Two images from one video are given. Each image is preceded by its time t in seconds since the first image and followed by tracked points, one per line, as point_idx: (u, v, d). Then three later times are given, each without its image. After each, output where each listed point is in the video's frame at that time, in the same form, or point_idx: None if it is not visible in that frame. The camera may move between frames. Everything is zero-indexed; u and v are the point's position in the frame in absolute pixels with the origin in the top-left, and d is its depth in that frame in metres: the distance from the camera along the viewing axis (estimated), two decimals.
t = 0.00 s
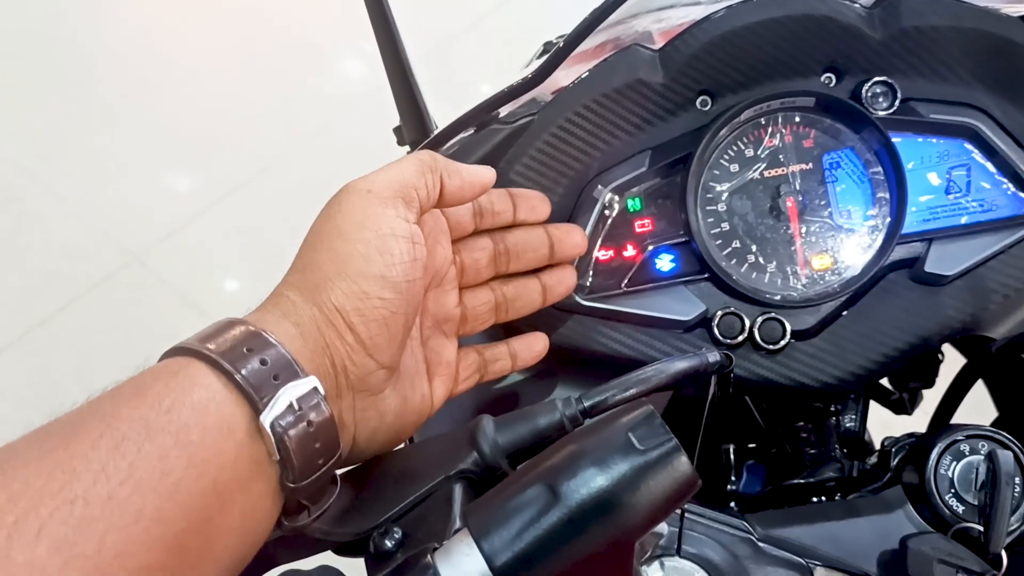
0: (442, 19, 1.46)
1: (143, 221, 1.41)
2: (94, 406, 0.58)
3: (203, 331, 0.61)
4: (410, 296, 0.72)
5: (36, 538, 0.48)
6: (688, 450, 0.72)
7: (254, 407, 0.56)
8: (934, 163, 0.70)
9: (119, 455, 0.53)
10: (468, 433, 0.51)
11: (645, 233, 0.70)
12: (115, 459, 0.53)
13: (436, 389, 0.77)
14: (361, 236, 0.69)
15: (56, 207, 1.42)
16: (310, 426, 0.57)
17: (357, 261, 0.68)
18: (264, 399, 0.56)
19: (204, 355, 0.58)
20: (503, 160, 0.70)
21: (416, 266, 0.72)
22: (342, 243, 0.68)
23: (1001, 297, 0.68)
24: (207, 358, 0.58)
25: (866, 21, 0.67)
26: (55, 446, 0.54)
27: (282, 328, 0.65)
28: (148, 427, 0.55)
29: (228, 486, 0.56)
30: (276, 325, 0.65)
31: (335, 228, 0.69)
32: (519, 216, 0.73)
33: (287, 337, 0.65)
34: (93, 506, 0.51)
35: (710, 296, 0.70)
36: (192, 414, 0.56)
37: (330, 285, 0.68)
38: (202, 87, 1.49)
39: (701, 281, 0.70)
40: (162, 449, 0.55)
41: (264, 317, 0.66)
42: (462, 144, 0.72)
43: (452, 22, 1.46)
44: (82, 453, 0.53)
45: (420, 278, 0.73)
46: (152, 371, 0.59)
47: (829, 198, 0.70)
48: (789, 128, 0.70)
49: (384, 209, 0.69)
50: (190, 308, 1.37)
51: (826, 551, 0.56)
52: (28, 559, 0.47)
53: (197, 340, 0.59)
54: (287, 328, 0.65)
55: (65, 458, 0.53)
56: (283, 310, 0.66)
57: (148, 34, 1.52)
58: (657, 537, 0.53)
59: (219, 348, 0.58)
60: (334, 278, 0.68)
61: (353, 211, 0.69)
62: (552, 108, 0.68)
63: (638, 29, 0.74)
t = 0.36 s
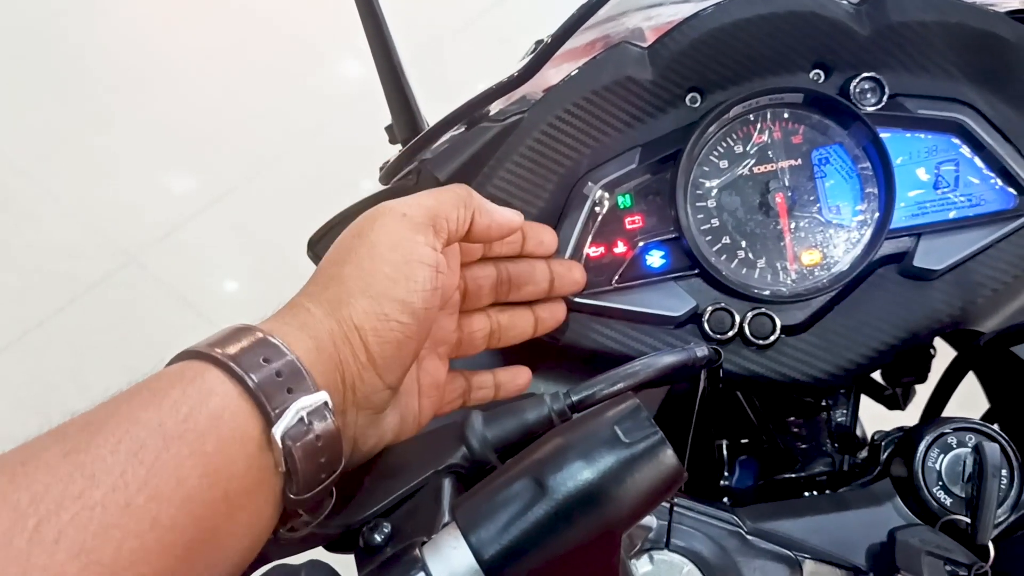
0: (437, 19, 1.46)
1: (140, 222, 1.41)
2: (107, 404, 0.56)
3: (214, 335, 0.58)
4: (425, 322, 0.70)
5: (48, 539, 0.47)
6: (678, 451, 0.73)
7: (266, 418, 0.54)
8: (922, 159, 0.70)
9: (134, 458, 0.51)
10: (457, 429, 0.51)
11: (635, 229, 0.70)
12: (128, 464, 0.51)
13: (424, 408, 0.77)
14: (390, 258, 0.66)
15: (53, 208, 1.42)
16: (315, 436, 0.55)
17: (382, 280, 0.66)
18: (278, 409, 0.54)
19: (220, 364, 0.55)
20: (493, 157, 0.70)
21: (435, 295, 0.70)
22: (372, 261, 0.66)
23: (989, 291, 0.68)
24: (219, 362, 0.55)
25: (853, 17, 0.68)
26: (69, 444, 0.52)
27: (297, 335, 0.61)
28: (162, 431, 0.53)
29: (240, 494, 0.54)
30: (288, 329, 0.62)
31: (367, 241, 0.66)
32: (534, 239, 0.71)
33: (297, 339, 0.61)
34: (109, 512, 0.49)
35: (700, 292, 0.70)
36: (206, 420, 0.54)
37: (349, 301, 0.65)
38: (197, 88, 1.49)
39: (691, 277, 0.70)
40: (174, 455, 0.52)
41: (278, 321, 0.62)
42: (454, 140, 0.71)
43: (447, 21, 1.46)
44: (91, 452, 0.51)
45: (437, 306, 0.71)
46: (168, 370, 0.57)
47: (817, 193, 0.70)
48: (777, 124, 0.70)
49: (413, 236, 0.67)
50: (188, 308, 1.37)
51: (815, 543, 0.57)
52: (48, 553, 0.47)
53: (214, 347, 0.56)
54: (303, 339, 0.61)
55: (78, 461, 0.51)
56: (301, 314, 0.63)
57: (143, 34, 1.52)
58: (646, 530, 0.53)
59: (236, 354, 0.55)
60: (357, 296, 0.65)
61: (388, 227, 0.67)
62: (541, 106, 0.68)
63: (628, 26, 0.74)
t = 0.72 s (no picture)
0: (434, 18, 1.47)
1: (140, 221, 1.43)
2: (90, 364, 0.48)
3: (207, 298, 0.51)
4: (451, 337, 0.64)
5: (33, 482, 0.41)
6: (668, 440, 0.74)
7: (278, 405, 0.48)
8: (907, 147, 0.71)
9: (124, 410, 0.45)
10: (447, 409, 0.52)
11: (625, 218, 0.71)
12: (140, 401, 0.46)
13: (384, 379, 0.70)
14: (441, 268, 0.58)
15: (54, 207, 1.43)
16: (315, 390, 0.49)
17: (423, 290, 0.57)
18: (289, 392, 0.48)
19: (218, 318, 0.49)
20: (484, 147, 0.71)
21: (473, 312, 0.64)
22: (417, 273, 0.57)
23: (974, 278, 0.70)
24: (227, 322, 0.48)
25: (839, 8, 0.69)
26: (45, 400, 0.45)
27: (328, 293, 0.54)
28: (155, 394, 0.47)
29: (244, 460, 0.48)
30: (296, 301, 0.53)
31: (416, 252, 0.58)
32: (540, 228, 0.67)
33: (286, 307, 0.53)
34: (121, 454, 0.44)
35: (689, 279, 0.72)
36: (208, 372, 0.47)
37: (385, 316, 0.55)
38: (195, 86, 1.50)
39: (680, 264, 0.71)
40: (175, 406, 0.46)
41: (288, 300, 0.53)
42: (444, 132, 0.72)
43: (445, 21, 1.46)
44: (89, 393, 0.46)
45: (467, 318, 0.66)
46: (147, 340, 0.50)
47: (804, 182, 0.71)
48: (765, 113, 0.71)
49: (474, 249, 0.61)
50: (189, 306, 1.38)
51: (801, 523, 0.58)
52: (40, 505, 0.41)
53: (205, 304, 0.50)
54: (324, 319, 0.52)
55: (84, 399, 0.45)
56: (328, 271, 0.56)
57: (140, 32, 1.53)
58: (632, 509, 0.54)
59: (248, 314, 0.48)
60: (391, 307, 0.56)
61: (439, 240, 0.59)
62: (532, 97, 0.70)
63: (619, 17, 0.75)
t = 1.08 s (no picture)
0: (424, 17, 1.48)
1: (134, 220, 1.44)
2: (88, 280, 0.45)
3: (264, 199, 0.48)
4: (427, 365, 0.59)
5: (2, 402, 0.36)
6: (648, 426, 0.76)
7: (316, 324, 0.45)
8: (877, 136, 0.73)
9: (114, 335, 0.40)
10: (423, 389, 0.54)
11: (603, 207, 0.73)
12: (128, 334, 0.40)
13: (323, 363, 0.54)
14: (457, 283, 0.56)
15: (47, 206, 1.44)
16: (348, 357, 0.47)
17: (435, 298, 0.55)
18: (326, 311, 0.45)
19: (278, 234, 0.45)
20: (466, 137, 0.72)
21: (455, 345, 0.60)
22: (437, 280, 0.55)
23: (943, 263, 0.72)
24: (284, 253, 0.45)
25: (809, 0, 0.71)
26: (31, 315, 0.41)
27: (372, 255, 0.52)
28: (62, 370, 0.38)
29: (261, 397, 0.44)
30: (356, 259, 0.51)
31: (453, 293, 0.56)
32: (551, 256, 0.66)
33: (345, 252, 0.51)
34: (111, 385, 0.38)
35: (666, 266, 0.73)
36: (240, 295, 0.44)
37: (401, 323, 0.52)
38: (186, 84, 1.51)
39: (657, 251, 0.73)
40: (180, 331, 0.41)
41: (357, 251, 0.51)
42: (426, 123, 0.73)
43: (435, 20, 1.48)
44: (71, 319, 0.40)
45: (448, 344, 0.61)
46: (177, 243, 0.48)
47: (777, 170, 0.73)
48: (739, 104, 0.73)
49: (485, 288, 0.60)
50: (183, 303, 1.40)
51: (772, 499, 0.59)
52: (20, 423, 0.36)
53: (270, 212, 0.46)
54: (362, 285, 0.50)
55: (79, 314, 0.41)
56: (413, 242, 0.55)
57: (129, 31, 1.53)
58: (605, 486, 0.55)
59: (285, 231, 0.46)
60: (410, 325, 0.53)
61: (471, 295, 0.57)
62: (512, 89, 0.71)
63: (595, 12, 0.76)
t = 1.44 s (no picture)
0: (426, 16, 1.47)
1: (133, 219, 1.43)
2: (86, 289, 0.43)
3: (305, 215, 0.46)
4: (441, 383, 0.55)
5: None
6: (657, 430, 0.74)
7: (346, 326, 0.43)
8: (890, 136, 0.72)
9: (155, 352, 0.38)
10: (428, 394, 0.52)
11: (613, 208, 0.72)
12: (168, 351, 0.39)
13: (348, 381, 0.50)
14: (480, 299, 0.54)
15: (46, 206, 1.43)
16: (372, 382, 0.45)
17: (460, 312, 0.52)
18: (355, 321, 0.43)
19: (321, 254, 0.43)
20: (472, 138, 0.71)
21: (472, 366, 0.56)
22: (469, 295, 0.53)
23: (957, 265, 0.70)
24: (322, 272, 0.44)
25: None
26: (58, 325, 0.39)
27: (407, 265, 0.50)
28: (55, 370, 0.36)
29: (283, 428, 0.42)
30: (397, 278, 0.49)
31: (485, 318, 0.54)
32: (589, 274, 0.63)
33: (388, 271, 0.48)
34: (146, 402, 0.37)
35: (676, 268, 0.72)
36: (282, 316, 0.43)
37: (427, 348, 0.50)
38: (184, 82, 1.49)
39: (668, 254, 0.72)
40: (220, 350, 0.40)
41: (400, 268, 0.49)
42: (432, 123, 0.72)
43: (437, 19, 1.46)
44: (101, 332, 0.39)
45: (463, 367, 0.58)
46: (217, 253, 0.46)
47: (789, 171, 0.72)
48: (749, 103, 0.72)
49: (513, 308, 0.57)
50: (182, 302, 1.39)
51: (785, 506, 0.58)
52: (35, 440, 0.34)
53: (316, 230, 0.44)
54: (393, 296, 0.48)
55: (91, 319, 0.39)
56: (451, 264, 0.53)
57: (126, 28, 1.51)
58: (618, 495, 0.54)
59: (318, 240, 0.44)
60: (436, 353, 0.50)
61: (495, 326, 0.54)
62: (518, 88, 0.70)
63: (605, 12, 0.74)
